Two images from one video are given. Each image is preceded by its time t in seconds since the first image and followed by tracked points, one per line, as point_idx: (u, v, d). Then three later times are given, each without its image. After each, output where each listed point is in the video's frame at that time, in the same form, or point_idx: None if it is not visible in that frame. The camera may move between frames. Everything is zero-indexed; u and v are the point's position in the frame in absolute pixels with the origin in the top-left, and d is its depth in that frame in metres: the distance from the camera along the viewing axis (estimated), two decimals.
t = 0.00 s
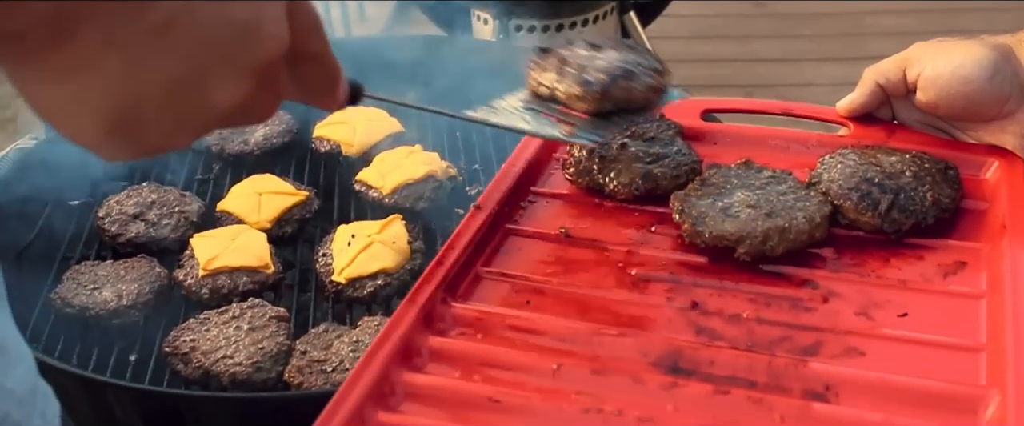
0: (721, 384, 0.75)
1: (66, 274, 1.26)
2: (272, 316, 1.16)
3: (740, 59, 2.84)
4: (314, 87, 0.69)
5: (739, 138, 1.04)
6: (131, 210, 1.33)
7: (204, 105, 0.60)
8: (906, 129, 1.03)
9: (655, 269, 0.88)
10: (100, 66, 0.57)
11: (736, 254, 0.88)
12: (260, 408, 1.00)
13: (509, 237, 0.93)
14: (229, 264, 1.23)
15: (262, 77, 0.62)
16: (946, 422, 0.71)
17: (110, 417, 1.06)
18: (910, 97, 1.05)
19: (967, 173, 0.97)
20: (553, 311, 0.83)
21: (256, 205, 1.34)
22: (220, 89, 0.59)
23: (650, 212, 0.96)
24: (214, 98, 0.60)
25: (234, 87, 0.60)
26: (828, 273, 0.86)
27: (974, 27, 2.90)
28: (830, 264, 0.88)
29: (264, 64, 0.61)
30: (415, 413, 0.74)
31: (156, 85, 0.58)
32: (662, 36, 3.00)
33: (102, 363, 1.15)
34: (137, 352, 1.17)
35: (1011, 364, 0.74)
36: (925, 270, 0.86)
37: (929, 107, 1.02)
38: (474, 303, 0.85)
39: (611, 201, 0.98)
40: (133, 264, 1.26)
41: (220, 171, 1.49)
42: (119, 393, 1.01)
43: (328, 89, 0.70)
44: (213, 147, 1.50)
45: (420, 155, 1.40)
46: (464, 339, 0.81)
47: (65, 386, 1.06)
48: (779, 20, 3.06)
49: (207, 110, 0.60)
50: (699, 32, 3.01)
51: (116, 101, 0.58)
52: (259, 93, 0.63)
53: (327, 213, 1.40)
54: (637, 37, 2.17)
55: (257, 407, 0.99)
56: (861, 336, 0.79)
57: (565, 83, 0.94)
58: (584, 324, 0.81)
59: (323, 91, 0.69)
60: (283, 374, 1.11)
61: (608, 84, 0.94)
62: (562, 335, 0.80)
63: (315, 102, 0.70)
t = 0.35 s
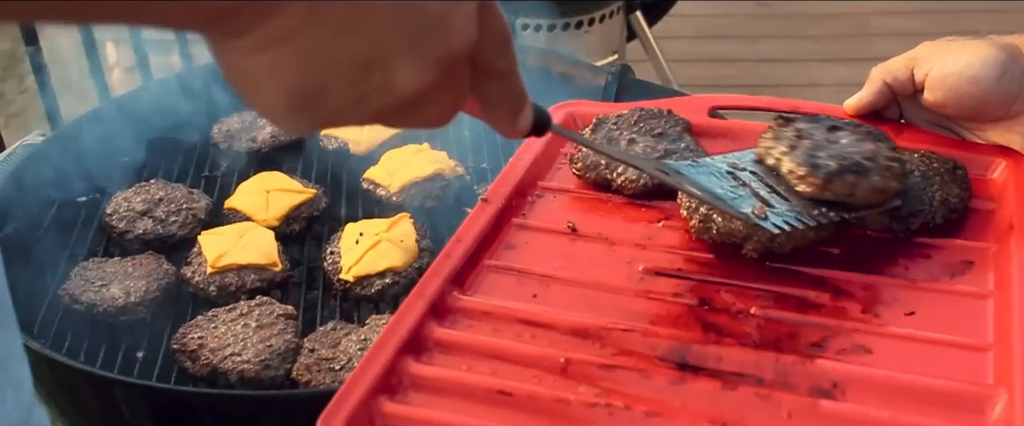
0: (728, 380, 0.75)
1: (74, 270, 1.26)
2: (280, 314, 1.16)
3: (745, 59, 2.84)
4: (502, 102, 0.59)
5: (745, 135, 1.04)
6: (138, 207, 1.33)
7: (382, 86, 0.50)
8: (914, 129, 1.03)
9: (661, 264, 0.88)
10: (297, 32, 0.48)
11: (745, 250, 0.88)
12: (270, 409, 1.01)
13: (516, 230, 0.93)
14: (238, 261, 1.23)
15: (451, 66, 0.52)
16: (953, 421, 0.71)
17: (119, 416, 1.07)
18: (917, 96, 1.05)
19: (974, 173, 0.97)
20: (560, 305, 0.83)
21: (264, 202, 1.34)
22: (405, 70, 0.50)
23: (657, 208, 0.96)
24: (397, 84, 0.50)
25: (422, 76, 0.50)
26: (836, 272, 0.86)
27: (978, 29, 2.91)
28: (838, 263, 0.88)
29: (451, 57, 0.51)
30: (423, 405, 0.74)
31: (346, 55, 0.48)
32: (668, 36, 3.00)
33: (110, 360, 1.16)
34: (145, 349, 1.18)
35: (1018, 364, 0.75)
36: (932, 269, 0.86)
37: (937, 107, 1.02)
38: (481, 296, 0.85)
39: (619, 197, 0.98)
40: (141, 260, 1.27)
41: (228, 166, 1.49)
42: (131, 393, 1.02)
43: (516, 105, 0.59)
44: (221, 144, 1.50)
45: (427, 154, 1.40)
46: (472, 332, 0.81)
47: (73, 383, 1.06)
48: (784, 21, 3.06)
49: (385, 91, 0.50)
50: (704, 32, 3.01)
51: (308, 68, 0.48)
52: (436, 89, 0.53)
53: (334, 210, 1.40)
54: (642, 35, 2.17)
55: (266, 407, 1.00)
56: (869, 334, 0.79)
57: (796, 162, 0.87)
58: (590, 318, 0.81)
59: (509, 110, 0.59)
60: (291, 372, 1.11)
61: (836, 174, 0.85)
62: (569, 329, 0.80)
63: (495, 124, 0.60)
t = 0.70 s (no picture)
0: (742, 381, 0.75)
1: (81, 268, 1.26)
2: (288, 312, 1.16)
3: (750, 57, 2.84)
4: (161, 75, 0.63)
5: (755, 134, 1.04)
6: (145, 205, 1.33)
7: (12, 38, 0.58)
8: (925, 127, 1.02)
9: (673, 266, 0.88)
10: None
11: (756, 251, 0.88)
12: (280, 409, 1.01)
13: (528, 232, 0.93)
14: (243, 260, 1.23)
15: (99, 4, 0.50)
16: (966, 423, 0.71)
17: (129, 414, 1.07)
18: (928, 94, 1.06)
19: (985, 171, 0.97)
20: (573, 307, 0.83)
21: (271, 201, 1.34)
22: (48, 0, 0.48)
23: (668, 210, 0.96)
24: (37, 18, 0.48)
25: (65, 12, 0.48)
26: (848, 272, 0.86)
27: (983, 26, 2.90)
28: (850, 263, 0.88)
29: None
30: (436, 408, 0.74)
31: None
32: (673, 34, 3.00)
33: (117, 358, 1.16)
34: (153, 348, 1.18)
35: None
36: (945, 269, 0.86)
37: (949, 106, 1.03)
38: (494, 299, 0.85)
39: (630, 198, 0.97)
40: (148, 258, 1.26)
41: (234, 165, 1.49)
42: (141, 393, 1.02)
43: (176, 80, 0.64)
44: (228, 142, 1.50)
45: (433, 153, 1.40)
46: (484, 335, 0.81)
47: (83, 383, 1.06)
48: (789, 18, 3.06)
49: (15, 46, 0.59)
50: (709, 30, 3.01)
51: None
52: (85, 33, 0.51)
53: (341, 208, 1.40)
54: (647, 34, 2.17)
55: (276, 405, 1.00)
56: (882, 335, 0.79)
57: (845, 211, 0.86)
58: (602, 320, 0.81)
59: (168, 87, 0.64)
60: (299, 370, 1.11)
61: (888, 222, 0.85)
62: (581, 331, 0.80)
63: (151, 95, 0.64)
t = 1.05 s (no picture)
0: (754, 383, 0.75)
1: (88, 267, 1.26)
2: (296, 311, 1.16)
3: (754, 57, 2.84)
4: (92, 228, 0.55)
5: (765, 134, 1.04)
6: (152, 205, 1.33)
7: (28, 173, 0.50)
8: (935, 127, 1.02)
9: (684, 267, 0.88)
10: None
11: (767, 252, 0.88)
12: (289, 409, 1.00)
13: (538, 233, 0.93)
14: (252, 259, 1.23)
15: None
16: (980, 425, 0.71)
17: (138, 413, 1.07)
18: (938, 94, 1.06)
19: (996, 171, 0.97)
20: (584, 309, 0.83)
21: (279, 200, 1.34)
22: None
23: (678, 210, 0.96)
24: None
25: None
26: (859, 273, 0.86)
27: (988, 26, 2.90)
28: (860, 263, 0.88)
29: None
30: (448, 410, 0.74)
31: None
32: (678, 34, 2.99)
33: (125, 357, 1.16)
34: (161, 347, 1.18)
35: None
36: (957, 270, 0.86)
37: (959, 105, 1.03)
38: (506, 301, 0.85)
39: (640, 199, 0.97)
40: (155, 257, 1.26)
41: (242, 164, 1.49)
42: (149, 390, 1.02)
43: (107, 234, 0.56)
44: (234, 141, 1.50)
45: (441, 152, 1.40)
46: (496, 337, 0.81)
47: (91, 383, 1.06)
48: (793, 18, 3.06)
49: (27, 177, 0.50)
50: (714, 29, 3.01)
51: None
52: None
53: (348, 208, 1.41)
54: (653, 34, 2.17)
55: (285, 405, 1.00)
56: (894, 336, 0.79)
57: (857, 212, 0.86)
58: (614, 322, 0.81)
59: (102, 235, 0.56)
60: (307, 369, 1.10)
61: (899, 224, 0.85)
62: (594, 332, 0.80)
63: (80, 250, 0.56)
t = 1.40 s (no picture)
0: (767, 383, 0.75)
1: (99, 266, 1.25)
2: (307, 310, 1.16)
3: (763, 56, 2.83)
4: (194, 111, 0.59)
5: (776, 133, 1.03)
6: (163, 202, 1.33)
7: None
8: (948, 127, 1.02)
9: (696, 265, 0.87)
10: None
11: (779, 251, 0.87)
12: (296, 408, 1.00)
13: (549, 230, 0.93)
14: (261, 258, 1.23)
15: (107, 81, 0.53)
16: None
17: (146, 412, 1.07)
18: (951, 94, 1.05)
19: (1009, 172, 0.96)
20: (595, 307, 0.83)
21: (289, 198, 1.33)
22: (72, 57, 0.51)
23: (690, 209, 0.96)
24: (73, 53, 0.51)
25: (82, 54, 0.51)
26: (872, 272, 0.86)
27: (998, 26, 2.89)
28: (873, 263, 0.87)
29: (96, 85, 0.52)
30: (459, 408, 0.74)
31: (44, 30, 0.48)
32: (686, 33, 2.99)
33: (134, 356, 1.16)
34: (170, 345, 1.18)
35: None
36: (970, 270, 0.85)
37: (972, 105, 1.03)
38: (516, 298, 0.84)
39: (651, 197, 0.97)
40: (166, 256, 1.25)
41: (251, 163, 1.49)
42: (152, 388, 1.01)
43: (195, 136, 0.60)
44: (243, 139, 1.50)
45: (451, 151, 1.39)
46: (507, 334, 0.80)
47: (99, 381, 1.06)
48: (802, 18, 3.05)
49: None
50: (723, 29, 3.00)
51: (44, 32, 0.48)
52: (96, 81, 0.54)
53: (358, 206, 1.40)
54: (662, 32, 2.16)
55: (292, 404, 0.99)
56: (907, 336, 0.79)
57: (869, 212, 0.86)
58: (625, 320, 0.81)
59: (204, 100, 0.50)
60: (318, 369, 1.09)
61: (912, 224, 0.84)
62: (605, 330, 0.80)
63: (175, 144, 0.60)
